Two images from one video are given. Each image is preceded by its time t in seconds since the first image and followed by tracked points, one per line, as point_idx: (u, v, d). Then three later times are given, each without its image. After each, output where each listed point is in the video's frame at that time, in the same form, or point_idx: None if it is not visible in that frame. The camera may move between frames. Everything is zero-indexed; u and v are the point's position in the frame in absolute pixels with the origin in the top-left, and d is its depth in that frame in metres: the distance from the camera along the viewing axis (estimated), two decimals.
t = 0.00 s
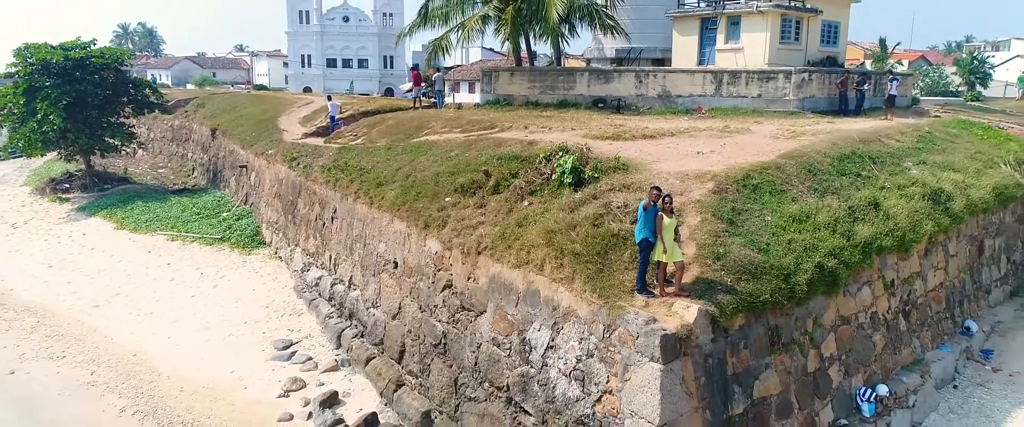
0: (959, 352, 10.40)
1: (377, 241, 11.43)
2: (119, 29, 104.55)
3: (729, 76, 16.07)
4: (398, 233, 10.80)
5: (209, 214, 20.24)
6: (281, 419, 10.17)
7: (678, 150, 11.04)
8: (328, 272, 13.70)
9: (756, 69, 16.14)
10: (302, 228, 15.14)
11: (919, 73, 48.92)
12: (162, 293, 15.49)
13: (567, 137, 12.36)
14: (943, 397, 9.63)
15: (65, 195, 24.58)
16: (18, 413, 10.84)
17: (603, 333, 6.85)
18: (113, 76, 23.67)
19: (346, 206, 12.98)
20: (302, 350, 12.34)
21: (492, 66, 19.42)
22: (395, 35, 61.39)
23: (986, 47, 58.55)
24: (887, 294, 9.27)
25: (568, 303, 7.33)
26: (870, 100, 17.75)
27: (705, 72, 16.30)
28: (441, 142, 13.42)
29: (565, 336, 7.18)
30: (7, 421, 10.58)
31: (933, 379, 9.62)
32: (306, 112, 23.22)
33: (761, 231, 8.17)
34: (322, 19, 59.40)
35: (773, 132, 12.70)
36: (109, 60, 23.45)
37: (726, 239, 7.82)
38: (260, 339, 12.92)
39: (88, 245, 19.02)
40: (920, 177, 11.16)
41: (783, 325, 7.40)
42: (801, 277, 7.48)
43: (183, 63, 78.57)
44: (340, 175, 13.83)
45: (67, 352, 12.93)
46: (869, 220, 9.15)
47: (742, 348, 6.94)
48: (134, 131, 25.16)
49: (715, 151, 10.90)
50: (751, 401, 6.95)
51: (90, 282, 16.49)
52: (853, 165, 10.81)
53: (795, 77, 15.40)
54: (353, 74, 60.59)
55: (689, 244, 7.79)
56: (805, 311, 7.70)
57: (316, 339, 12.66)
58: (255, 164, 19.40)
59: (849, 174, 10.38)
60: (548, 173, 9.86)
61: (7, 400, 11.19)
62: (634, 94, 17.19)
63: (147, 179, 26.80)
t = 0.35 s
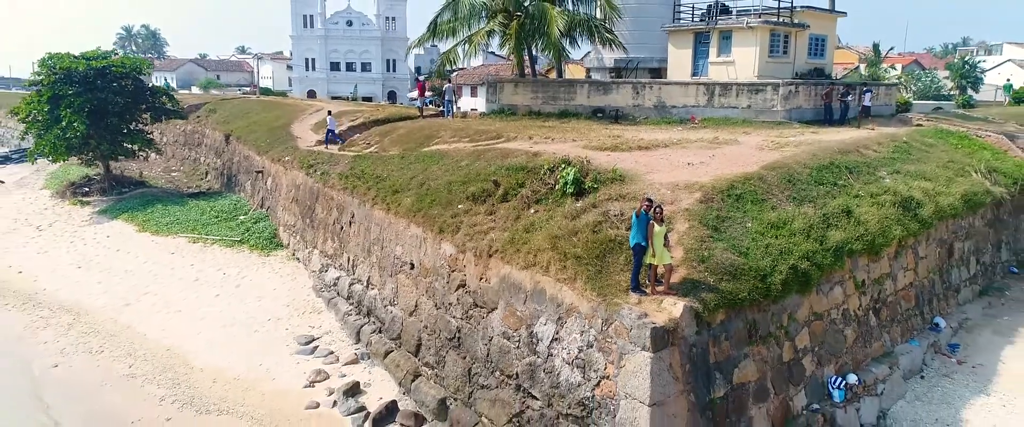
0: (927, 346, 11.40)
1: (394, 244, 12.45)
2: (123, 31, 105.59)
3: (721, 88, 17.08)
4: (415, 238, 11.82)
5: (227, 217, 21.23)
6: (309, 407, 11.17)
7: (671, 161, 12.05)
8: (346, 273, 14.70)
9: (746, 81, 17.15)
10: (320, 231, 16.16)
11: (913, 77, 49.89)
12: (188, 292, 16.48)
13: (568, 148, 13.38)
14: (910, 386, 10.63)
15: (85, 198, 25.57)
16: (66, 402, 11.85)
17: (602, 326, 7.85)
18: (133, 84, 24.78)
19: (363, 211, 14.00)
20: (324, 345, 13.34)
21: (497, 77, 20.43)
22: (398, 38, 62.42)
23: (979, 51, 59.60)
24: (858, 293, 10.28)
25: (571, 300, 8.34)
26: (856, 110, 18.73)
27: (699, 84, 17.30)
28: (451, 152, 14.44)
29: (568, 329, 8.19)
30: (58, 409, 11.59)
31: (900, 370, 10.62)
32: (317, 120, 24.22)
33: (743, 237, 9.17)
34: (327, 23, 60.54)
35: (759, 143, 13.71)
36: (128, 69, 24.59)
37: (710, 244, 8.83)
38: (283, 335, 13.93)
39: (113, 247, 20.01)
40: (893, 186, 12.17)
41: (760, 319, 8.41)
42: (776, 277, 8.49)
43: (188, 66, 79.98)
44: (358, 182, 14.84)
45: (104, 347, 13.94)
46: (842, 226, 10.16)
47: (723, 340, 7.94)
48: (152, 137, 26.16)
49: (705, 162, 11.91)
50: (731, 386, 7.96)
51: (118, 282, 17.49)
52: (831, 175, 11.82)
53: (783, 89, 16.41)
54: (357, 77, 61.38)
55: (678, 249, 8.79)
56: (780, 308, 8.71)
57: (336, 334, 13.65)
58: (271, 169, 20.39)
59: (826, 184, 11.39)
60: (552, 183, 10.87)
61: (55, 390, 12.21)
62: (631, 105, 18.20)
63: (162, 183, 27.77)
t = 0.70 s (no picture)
0: (895, 338, 12.61)
1: (411, 246, 13.65)
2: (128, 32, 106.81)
3: (712, 100, 18.25)
4: (432, 241, 13.06)
5: (246, 220, 22.43)
6: (336, 393, 12.37)
7: (664, 171, 13.26)
8: (365, 272, 15.92)
9: (735, 93, 18.36)
10: (339, 234, 17.37)
11: (905, 81, 51.16)
12: (216, 290, 17.67)
13: (570, 159, 14.59)
14: (878, 374, 11.83)
15: (107, 201, 26.76)
16: (115, 390, 13.06)
17: (600, 318, 9.05)
18: (154, 92, 26.03)
19: (382, 216, 15.25)
20: (346, 338, 14.53)
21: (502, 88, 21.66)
22: (401, 43, 63.88)
23: (971, 55, 60.99)
24: (831, 290, 11.48)
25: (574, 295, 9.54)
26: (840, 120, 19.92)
27: (691, 96, 18.49)
28: (462, 161, 15.65)
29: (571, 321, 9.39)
30: (109, 395, 12.80)
31: (870, 359, 11.83)
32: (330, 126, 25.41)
33: (726, 240, 10.38)
34: (332, 28, 61.66)
35: (746, 153, 14.94)
36: (149, 78, 25.85)
37: (697, 247, 10.03)
38: (308, 329, 15.12)
39: (140, 248, 21.21)
40: (866, 193, 13.38)
41: (739, 313, 9.61)
42: (753, 277, 9.70)
43: (193, 69, 81.01)
44: (376, 189, 16.09)
45: (143, 341, 15.14)
46: (816, 230, 11.37)
47: (706, 330, 9.15)
48: (172, 143, 27.36)
49: (695, 172, 13.12)
50: (713, 371, 9.16)
51: (148, 281, 18.68)
52: (809, 184, 13.03)
53: (770, 101, 17.63)
54: (362, 81, 62.64)
55: (667, 251, 9.99)
56: (758, 303, 9.90)
57: (357, 329, 14.84)
58: (289, 175, 21.61)
59: (804, 192, 12.61)
60: (558, 191, 12.09)
61: (103, 380, 13.41)
62: (629, 115, 19.39)
63: (180, 186, 28.95)
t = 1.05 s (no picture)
0: (860, 328, 14.21)
1: (430, 246, 15.28)
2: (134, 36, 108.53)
3: (702, 112, 19.82)
4: (449, 241, 14.69)
5: (269, 222, 24.03)
6: (364, 376, 13.97)
7: (655, 179, 14.89)
8: (385, 270, 17.53)
9: (723, 106, 19.93)
10: (360, 235, 19.02)
11: (894, 87, 52.89)
12: (248, 286, 19.28)
13: (572, 167, 16.20)
14: (843, 359, 13.43)
15: (134, 203, 28.37)
16: (166, 373, 14.67)
17: (599, 308, 10.64)
18: (179, 101, 27.68)
19: (402, 218, 16.89)
20: (370, 329, 16.14)
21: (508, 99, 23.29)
22: (405, 48, 65.35)
23: (959, 61, 62.84)
24: (801, 285, 13.08)
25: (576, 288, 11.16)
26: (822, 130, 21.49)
27: (683, 108, 20.08)
28: (474, 169, 17.27)
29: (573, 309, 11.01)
30: (162, 377, 14.42)
31: (836, 346, 13.43)
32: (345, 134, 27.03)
33: (707, 241, 12.00)
34: (338, 34, 63.34)
35: (730, 162, 16.57)
36: (175, 88, 27.53)
37: (681, 246, 11.65)
38: (335, 321, 16.74)
39: (172, 248, 22.83)
40: (835, 199, 15.01)
41: (717, 303, 11.21)
42: (728, 272, 11.33)
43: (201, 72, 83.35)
44: (395, 194, 17.76)
45: (185, 331, 16.76)
46: (787, 232, 12.98)
47: (687, 318, 10.77)
48: (195, 149, 28.98)
49: (682, 180, 14.75)
50: (693, 352, 10.76)
51: (183, 278, 20.30)
52: (784, 191, 14.66)
53: (754, 113, 19.23)
54: (367, 85, 64.22)
55: (655, 250, 11.58)
56: (733, 296, 11.52)
57: (379, 321, 16.44)
58: (309, 180, 23.27)
59: (779, 198, 14.23)
60: (561, 197, 13.70)
61: (154, 364, 15.03)
62: (626, 125, 20.97)
63: (201, 189, 30.60)
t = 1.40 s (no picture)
0: (826, 316, 16.12)
1: (446, 244, 17.22)
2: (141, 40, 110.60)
3: (690, 122, 21.72)
4: (463, 240, 16.64)
5: (291, 223, 25.94)
6: (389, 359, 15.88)
7: (645, 185, 16.82)
8: (404, 266, 19.46)
9: (710, 117, 21.84)
10: (380, 234, 20.98)
11: (882, 92, 54.91)
12: (278, 281, 21.20)
13: (572, 174, 18.14)
14: (809, 343, 15.33)
15: (162, 205, 30.30)
16: (213, 356, 16.61)
17: (595, 296, 12.57)
18: (205, 109, 29.59)
19: (419, 220, 18.85)
20: (391, 318, 18.05)
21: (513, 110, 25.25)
22: (410, 53, 67.21)
23: (947, 67, 64.86)
24: (772, 278, 14.99)
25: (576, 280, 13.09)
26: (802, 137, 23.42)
27: (673, 119, 21.99)
28: (484, 175, 19.23)
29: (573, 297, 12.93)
30: (210, 360, 16.34)
31: (803, 331, 15.34)
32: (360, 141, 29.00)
33: (688, 239, 13.93)
34: (345, 40, 65.34)
35: (713, 169, 18.51)
36: (201, 97, 29.31)
37: (666, 244, 13.58)
38: (359, 311, 18.67)
39: (203, 246, 24.75)
40: (805, 203, 16.95)
41: (696, 292, 13.12)
42: (706, 266, 13.27)
43: (209, 76, 85.43)
44: (413, 198, 19.72)
45: (225, 322, 18.68)
46: (759, 232, 14.92)
47: (670, 305, 12.68)
48: (219, 154, 30.92)
49: (670, 186, 16.69)
50: (675, 334, 12.68)
51: (216, 273, 22.23)
52: (760, 196, 16.60)
53: (738, 124, 21.16)
54: (373, 89, 66.07)
55: (644, 247, 13.50)
56: (711, 287, 13.44)
57: (399, 312, 18.35)
58: (330, 183, 25.25)
59: (754, 202, 16.18)
60: (563, 201, 15.65)
61: (202, 349, 16.96)
62: (621, 134, 22.85)
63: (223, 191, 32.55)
